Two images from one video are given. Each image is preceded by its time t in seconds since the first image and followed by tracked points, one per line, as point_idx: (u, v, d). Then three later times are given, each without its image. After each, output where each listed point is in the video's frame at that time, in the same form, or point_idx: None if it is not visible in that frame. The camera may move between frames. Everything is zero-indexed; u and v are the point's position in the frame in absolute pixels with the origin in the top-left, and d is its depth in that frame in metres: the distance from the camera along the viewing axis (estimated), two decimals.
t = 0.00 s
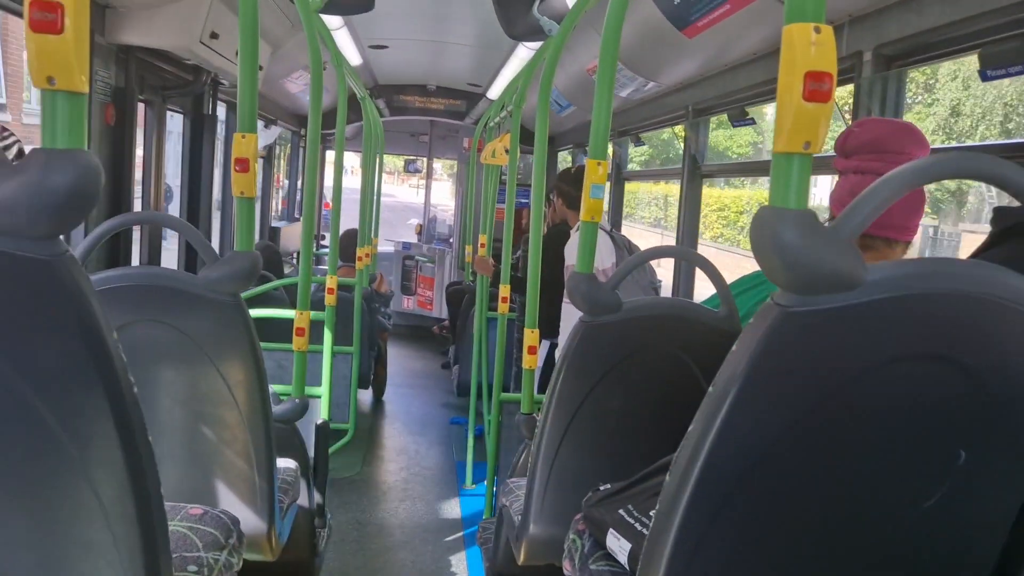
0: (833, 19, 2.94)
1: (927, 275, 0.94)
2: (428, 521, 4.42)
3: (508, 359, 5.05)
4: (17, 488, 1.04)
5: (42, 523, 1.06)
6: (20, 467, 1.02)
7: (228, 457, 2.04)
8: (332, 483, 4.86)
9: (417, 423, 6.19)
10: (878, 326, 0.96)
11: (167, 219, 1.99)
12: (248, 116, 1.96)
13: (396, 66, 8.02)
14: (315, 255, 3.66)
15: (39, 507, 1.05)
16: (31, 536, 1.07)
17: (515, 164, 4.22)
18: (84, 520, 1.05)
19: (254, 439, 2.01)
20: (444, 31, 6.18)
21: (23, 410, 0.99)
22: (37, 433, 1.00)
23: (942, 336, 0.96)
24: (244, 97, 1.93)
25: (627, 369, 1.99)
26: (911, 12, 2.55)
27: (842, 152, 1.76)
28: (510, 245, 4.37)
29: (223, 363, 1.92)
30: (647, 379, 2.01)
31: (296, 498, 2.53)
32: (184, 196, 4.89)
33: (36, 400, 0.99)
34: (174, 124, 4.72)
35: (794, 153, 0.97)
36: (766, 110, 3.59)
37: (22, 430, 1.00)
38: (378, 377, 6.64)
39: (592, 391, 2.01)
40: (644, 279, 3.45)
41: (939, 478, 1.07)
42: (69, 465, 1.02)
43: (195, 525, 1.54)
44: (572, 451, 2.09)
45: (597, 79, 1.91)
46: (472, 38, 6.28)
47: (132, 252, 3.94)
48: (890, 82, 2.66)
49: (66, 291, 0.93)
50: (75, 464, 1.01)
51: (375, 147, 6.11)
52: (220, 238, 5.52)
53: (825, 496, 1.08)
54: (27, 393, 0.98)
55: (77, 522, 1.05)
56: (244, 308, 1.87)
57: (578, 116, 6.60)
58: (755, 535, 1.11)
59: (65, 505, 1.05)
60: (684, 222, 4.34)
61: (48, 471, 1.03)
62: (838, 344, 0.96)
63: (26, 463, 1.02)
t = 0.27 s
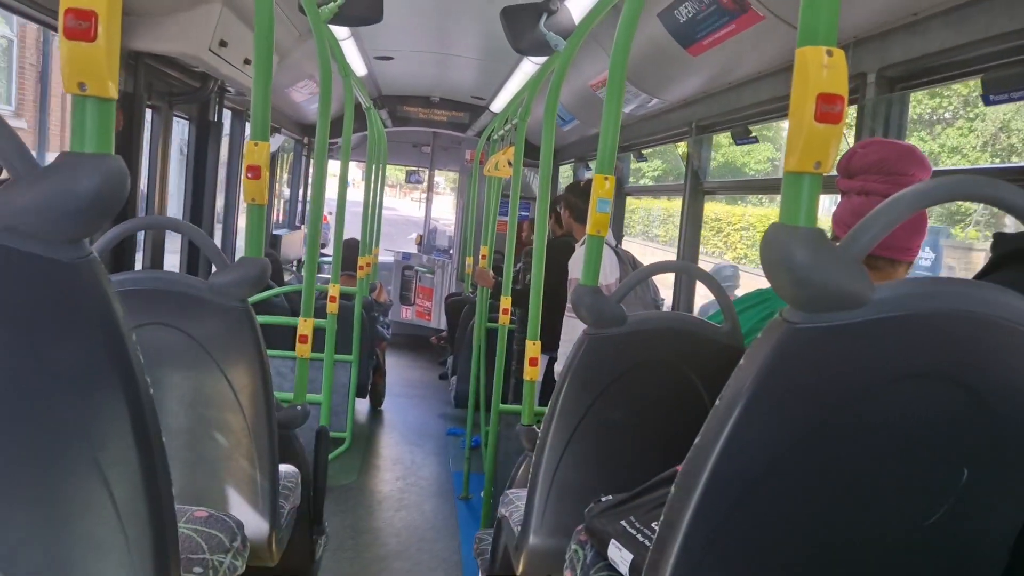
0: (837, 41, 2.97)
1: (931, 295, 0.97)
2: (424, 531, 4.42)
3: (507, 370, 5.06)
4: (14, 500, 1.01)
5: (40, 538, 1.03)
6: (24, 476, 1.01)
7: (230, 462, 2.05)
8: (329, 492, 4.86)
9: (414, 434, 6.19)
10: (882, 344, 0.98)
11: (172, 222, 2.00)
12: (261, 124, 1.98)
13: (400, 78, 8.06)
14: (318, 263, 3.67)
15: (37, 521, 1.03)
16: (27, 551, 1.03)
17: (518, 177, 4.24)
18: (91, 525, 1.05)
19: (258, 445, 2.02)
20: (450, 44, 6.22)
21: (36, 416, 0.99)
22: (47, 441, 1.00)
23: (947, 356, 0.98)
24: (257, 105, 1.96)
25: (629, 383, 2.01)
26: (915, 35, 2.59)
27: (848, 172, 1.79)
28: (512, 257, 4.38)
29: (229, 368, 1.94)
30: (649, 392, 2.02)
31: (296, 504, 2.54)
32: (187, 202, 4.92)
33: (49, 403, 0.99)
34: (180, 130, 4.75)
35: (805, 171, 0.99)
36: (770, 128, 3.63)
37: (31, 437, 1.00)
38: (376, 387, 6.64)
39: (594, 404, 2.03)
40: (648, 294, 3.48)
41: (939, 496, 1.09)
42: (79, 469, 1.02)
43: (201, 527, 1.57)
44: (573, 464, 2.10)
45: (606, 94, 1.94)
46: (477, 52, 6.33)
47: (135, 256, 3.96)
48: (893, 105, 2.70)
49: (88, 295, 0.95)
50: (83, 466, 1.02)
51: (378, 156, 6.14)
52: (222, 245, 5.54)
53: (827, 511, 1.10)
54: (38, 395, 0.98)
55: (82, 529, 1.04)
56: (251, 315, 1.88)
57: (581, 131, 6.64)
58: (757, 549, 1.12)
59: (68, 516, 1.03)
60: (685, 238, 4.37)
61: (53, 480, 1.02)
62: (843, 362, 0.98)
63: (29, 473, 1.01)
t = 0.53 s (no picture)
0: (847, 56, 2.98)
1: (934, 309, 0.97)
2: (416, 531, 4.41)
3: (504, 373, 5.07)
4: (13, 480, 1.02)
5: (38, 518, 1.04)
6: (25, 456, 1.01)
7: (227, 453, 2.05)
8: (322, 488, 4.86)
9: (409, 433, 6.19)
10: (883, 356, 0.98)
11: (180, 211, 2.01)
12: (271, 117, 1.99)
13: (409, 78, 8.08)
14: (321, 258, 3.68)
15: (38, 500, 1.04)
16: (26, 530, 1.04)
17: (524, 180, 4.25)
18: (88, 508, 1.05)
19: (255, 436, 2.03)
20: (460, 46, 6.24)
21: (37, 397, 0.99)
22: (46, 424, 1.00)
23: (948, 369, 0.99)
24: (268, 98, 1.97)
25: (628, 389, 2.01)
26: (925, 53, 2.59)
27: (855, 185, 1.80)
28: (514, 260, 4.38)
29: (228, 359, 1.94)
30: (648, 399, 2.02)
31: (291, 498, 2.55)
32: (192, 193, 4.93)
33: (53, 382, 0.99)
34: (188, 121, 4.76)
35: (812, 181, 0.99)
36: (776, 142, 3.63)
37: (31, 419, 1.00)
38: (373, 385, 6.64)
39: (592, 408, 2.03)
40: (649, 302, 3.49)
41: (936, 510, 1.09)
42: (79, 451, 1.03)
43: (197, 517, 1.57)
44: (569, 466, 2.11)
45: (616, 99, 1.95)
46: (487, 55, 6.35)
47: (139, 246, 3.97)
48: (899, 122, 2.71)
49: (96, 277, 0.95)
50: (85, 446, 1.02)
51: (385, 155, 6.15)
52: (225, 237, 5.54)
53: (822, 521, 1.10)
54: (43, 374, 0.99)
55: (79, 512, 1.05)
56: (254, 306, 1.88)
57: (588, 138, 6.65)
58: (752, 555, 1.12)
59: (65, 498, 1.04)
60: (688, 249, 4.39)
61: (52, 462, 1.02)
62: (844, 372, 0.99)
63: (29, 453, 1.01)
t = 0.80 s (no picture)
0: (848, 59, 2.98)
1: (924, 312, 0.97)
2: (417, 534, 4.42)
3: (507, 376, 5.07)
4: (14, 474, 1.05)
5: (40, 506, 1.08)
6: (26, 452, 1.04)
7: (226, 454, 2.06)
8: (324, 490, 4.87)
9: (412, 436, 6.19)
10: (872, 359, 0.98)
11: (179, 214, 2.01)
12: (269, 119, 2.00)
13: (413, 81, 8.09)
14: (322, 261, 3.69)
15: (35, 490, 1.07)
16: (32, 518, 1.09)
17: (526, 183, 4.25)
18: (89, 500, 1.09)
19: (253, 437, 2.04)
20: (463, 49, 6.24)
21: (35, 396, 1.01)
22: (42, 420, 1.02)
23: (938, 373, 0.98)
24: (266, 101, 1.98)
25: (625, 392, 2.00)
26: (925, 57, 2.59)
27: (854, 189, 1.80)
28: (517, 263, 4.37)
29: (225, 361, 1.94)
30: (647, 402, 2.02)
31: (290, 500, 2.56)
32: (196, 196, 4.94)
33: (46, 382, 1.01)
34: (192, 124, 4.78)
35: (800, 184, 1.00)
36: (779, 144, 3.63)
37: (28, 416, 1.02)
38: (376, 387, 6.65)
39: (589, 412, 2.02)
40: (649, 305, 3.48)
41: (926, 514, 1.09)
42: (76, 448, 1.05)
43: (193, 519, 1.58)
44: (565, 470, 2.10)
45: (614, 102, 1.95)
46: (490, 57, 6.36)
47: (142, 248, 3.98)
48: (900, 125, 2.71)
49: (87, 280, 0.95)
50: (79, 443, 1.04)
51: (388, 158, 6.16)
52: (229, 240, 5.56)
53: (812, 524, 1.10)
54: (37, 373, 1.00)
55: (79, 502, 1.09)
56: (251, 309, 1.88)
57: (591, 141, 6.64)
58: (740, 556, 1.13)
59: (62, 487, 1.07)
60: (691, 252, 4.40)
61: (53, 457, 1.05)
62: (833, 375, 0.99)
63: (27, 450, 1.04)
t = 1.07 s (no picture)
0: (855, 59, 2.97)
1: (931, 314, 0.96)
2: (425, 535, 4.42)
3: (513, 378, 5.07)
4: (23, 477, 1.06)
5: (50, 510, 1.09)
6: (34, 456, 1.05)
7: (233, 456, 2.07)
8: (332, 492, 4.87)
9: (419, 437, 6.20)
10: (878, 360, 0.97)
11: (186, 217, 2.02)
12: (275, 122, 2.00)
13: (420, 82, 8.10)
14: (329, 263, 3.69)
15: (44, 493, 1.07)
16: (40, 521, 1.09)
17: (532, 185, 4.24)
18: (97, 504, 1.09)
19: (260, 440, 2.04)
20: (469, 50, 6.25)
21: (43, 399, 1.02)
22: (50, 423, 1.03)
23: (945, 375, 0.98)
24: (272, 104, 1.98)
25: (632, 394, 2.00)
26: (932, 56, 2.58)
27: (860, 190, 1.79)
28: (524, 264, 4.35)
29: (231, 364, 1.94)
30: (654, 404, 2.01)
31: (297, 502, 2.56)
32: (203, 198, 4.96)
33: (53, 386, 1.01)
34: (199, 127, 4.80)
35: (807, 186, 0.99)
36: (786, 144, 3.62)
37: (37, 419, 1.03)
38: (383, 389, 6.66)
39: (595, 413, 2.02)
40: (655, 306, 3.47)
41: (934, 517, 1.08)
42: (84, 452, 1.05)
43: (202, 522, 1.58)
44: (573, 472, 2.10)
45: (620, 104, 1.95)
46: (496, 59, 6.36)
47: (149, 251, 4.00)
48: (908, 124, 2.70)
49: (93, 284, 0.96)
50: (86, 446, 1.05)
51: (394, 160, 6.18)
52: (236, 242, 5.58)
53: (820, 527, 1.09)
54: (44, 377, 1.00)
55: (87, 505, 1.09)
56: (258, 312, 1.88)
57: (597, 142, 6.63)
58: (747, 560, 1.12)
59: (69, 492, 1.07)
60: (698, 252, 4.40)
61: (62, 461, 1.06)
62: (840, 378, 0.98)
63: (35, 453, 1.04)
